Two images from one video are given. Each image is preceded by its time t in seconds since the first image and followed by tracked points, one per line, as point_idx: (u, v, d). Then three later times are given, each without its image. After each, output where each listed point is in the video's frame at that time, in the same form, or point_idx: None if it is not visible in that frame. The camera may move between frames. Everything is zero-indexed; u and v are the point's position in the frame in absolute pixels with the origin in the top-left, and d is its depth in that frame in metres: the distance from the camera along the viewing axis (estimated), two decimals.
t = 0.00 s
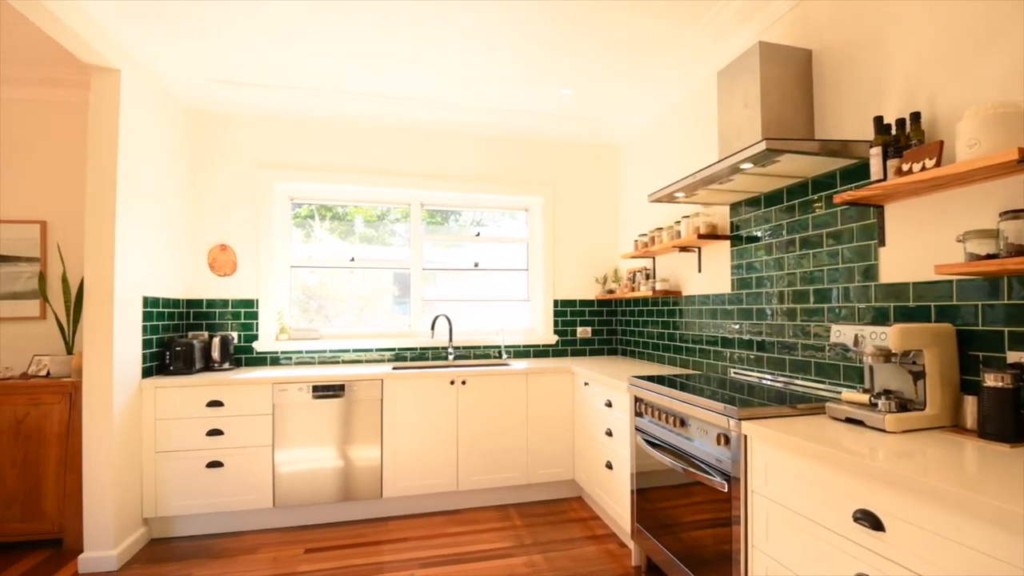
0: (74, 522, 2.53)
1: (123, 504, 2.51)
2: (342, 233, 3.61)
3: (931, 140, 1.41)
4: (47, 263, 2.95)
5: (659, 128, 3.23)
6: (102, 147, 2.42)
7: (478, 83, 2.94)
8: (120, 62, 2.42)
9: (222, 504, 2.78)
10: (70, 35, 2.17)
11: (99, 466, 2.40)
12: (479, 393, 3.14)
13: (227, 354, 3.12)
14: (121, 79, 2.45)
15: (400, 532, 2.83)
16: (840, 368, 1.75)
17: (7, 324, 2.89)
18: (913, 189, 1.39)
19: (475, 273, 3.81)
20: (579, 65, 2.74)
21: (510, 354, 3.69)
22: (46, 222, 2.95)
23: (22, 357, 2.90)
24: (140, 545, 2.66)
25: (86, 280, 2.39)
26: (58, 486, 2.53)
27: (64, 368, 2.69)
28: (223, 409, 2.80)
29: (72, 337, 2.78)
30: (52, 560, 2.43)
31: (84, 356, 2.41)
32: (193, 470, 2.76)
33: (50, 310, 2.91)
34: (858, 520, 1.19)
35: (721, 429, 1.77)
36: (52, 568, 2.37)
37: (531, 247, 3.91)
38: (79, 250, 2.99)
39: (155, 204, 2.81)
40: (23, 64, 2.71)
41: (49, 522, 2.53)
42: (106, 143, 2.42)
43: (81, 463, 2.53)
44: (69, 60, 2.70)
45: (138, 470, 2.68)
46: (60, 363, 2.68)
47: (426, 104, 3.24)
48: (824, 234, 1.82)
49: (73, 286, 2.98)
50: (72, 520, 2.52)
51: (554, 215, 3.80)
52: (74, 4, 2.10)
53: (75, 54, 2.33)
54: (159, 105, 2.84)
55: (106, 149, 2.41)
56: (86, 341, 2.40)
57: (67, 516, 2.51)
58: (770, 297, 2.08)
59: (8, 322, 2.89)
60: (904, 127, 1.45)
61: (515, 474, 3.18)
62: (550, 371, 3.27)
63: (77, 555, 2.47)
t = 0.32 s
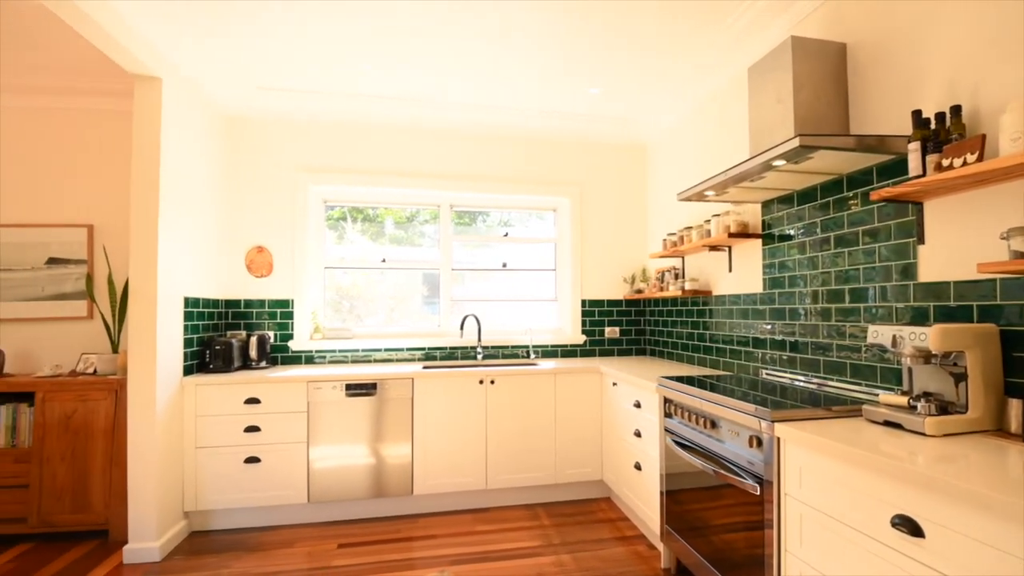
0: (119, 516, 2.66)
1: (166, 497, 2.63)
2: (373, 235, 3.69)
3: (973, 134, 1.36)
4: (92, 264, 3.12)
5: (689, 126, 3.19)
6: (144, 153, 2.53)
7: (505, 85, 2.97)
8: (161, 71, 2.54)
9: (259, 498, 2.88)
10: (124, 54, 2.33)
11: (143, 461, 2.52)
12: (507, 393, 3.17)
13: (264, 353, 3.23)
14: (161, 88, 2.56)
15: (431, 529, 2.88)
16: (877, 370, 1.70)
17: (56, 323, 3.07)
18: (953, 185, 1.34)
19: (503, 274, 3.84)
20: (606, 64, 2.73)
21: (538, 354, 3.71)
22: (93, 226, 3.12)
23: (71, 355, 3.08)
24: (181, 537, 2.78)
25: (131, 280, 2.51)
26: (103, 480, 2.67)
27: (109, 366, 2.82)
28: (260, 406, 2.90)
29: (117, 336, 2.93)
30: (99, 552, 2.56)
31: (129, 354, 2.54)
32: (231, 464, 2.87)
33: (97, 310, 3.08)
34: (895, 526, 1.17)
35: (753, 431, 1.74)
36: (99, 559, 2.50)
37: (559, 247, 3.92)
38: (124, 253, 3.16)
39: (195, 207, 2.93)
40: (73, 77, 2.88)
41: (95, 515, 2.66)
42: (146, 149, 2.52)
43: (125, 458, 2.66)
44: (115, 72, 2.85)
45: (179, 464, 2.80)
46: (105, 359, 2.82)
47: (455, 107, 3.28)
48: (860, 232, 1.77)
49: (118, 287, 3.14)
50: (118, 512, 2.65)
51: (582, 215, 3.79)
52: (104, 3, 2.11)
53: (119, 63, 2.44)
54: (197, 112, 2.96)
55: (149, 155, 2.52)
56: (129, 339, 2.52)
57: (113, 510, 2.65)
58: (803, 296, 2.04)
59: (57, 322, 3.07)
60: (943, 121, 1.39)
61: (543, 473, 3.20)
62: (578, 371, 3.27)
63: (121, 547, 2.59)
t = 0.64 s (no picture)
0: (164, 509, 2.81)
1: (208, 489, 2.75)
2: (405, 236, 3.77)
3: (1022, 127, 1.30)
4: (139, 266, 3.30)
5: (721, 124, 3.14)
6: (190, 161, 2.66)
7: (535, 86, 2.99)
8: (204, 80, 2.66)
9: (297, 492, 2.99)
10: (159, 53, 2.32)
11: (188, 456, 2.65)
12: (538, 393, 3.19)
13: (302, 352, 3.34)
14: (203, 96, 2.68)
15: (463, 527, 2.93)
16: (918, 372, 1.64)
17: (105, 323, 3.27)
18: (1000, 180, 1.29)
19: (533, 274, 3.87)
20: (634, 63, 2.71)
21: (567, 354, 3.71)
22: (140, 229, 3.31)
23: (119, 354, 3.27)
24: (222, 530, 2.90)
25: (177, 282, 2.65)
26: (149, 474, 2.82)
27: (154, 364, 3.00)
28: (298, 404, 3.00)
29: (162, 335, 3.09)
30: (145, 542, 2.72)
31: (174, 353, 2.67)
32: (271, 459, 2.98)
33: (143, 310, 3.26)
34: (939, 533, 1.13)
35: (789, 434, 1.71)
36: (146, 549, 2.65)
37: (589, 248, 3.91)
38: (169, 256, 3.33)
39: (236, 211, 3.06)
40: (125, 88, 3.05)
41: (141, 507, 2.81)
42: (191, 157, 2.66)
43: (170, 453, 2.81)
44: (161, 82, 3.01)
45: (221, 458, 2.93)
46: (150, 359, 3.01)
47: (485, 109, 3.32)
48: (900, 229, 1.71)
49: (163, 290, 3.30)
50: (163, 505, 2.81)
51: (612, 215, 3.78)
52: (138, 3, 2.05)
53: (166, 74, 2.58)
54: (238, 119, 3.09)
55: (194, 162, 2.66)
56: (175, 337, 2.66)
57: (158, 502, 2.80)
58: (840, 296, 1.98)
59: (107, 321, 3.27)
60: (989, 114, 1.34)
61: (574, 473, 3.20)
62: (609, 372, 3.26)
63: (165, 538, 2.74)
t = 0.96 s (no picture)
0: (211, 502, 2.97)
1: (253, 482, 2.89)
2: (440, 238, 3.85)
3: None
4: (189, 268, 3.49)
5: (759, 120, 3.06)
6: (236, 167, 2.79)
7: (568, 86, 2.99)
8: (246, 88, 2.78)
9: (337, 486, 3.09)
10: (189, 49, 2.36)
11: (235, 451, 2.78)
12: (572, 393, 3.20)
13: (341, 351, 3.46)
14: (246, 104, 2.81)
15: (497, 525, 2.96)
16: (968, 375, 1.57)
17: (158, 322, 3.47)
18: None
19: (566, 274, 3.87)
20: (668, 60, 2.68)
21: (601, 354, 3.70)
22: (189, 234, 3.50)
23: (168, 352, 3.47)
24: (266, 523, 3.03)
25: (223, 283, 2.79)
26: (198, 470, 2.99)
27: (203, 363, 3.19)
28: (338, 401, 3.11)
29: (209, 334, 3.26)
30: (194, 533, 2.88)
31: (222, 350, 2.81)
32: (312, 454, 3.09)
33: (191, 311, 3.44)
34: (990, 542, 1.09)
35: (831, 438, 1.66)
36: (195, 540, 2.81)
37: (622, 248, 3.89)
38: (215, 259, 3.50)
39: (279, 215, 3.20)
40: (177, 99, 3.24)
41: (191, 499, 2.98)
42: (238, 162, 2.79)
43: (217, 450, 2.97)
44: (209, 92, 3.18)
45: (265, 452, 3.06)
46: (199, 357, 3.20)
47: (518, 111, 3.35)
48: (948, 226, 1.64)
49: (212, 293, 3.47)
50: (211, 499, 2.97)
51: (645, 214, 3.74)
52: (172, 3, 2.12)
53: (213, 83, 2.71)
54: (280, 127, 3.23)
55: (240, 169, 2.79)
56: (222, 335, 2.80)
57: (206, 496, 2.96)
58: (884, 295, 1.91)
59: (159, 320, 3.47)
60: None
61: (607, 474, 3.20)
62: (643, 372, 3.23)
63: (212, 530, 2.89)
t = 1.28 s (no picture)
0: (253, 496, 3.11)
1: (293, 476, 3.00)
2: (471, 239, 3.90)
3: None
4: (232, 270, 3.67)
5: (796, 114, 2.99)
6: (277, 172, 2.92)
7: (587, 86, 3.00)
8: (286, 95, 2.90)
9: (373, 482, 3.19)
10: (224, 50, 2.39)
11: (276, 445, 2.90)
12: (604, 392, 3.20)
13: (377, 350, 3.56)
14: (286, 110, 2.93)
15: (529, 525, 2.99)
16: (1018, 378, 1.51)
17: (203, 322, 3.65)
18: None
19: (597, 274, 3.87)
20: (701, 57, 2.65)
21: (632, 354, 3.68)
22: (232, 237, 3.67)
23: (212, 351, 3.64)
24: (305, 517, 3.15)
25: (266, 283, 2.91)
26: (240, 466, 3.14)
27: (246, 361, 3.34)
28: (375, 399, 3.20)
29: (252, 333, 3.42)
30: (236, 526, 3.02)
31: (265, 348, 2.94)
32: (349, 450, 3.19)
33: (235, 311, 3.61)
34: None
35: (872, 442, 1.61)
36: (238, 532, 2.95)
37: (654, 247, 3.85)
38: (257, 260, 3.67)
39: (317, 217, 3.32)
40: (223, 106, 3.41)
41: (234, 493, 3.13)
42: (279, 167, 2.91)
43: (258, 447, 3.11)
44: (253, 99, 3.33)
45: (305, 448, 3.18)
46: (242, 355, 3.36)
47: (547, 111, 3.36)
48: (996, 223, 1.57)
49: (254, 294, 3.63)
50: (252, 494, 3.12)
51: (678, 213, 3.70)
52: (202, 4, 2.12)
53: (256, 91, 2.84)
54: (319, 132, 3.35)
55: (281, 173, 2.91)
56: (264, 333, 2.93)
57: (248, 490, 3.10)
58: (928, 295, 1.84)
59: (205, 320, 3.65)
60: None
61: (638, 475, 3.18)
62: (676, 373, 3.21)
63: (254, 524, 3.03)
